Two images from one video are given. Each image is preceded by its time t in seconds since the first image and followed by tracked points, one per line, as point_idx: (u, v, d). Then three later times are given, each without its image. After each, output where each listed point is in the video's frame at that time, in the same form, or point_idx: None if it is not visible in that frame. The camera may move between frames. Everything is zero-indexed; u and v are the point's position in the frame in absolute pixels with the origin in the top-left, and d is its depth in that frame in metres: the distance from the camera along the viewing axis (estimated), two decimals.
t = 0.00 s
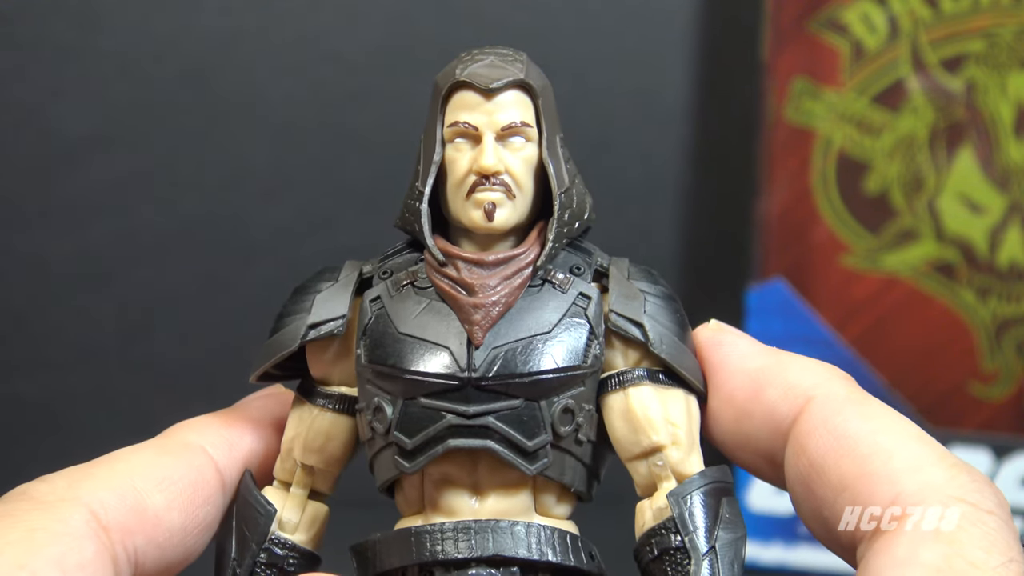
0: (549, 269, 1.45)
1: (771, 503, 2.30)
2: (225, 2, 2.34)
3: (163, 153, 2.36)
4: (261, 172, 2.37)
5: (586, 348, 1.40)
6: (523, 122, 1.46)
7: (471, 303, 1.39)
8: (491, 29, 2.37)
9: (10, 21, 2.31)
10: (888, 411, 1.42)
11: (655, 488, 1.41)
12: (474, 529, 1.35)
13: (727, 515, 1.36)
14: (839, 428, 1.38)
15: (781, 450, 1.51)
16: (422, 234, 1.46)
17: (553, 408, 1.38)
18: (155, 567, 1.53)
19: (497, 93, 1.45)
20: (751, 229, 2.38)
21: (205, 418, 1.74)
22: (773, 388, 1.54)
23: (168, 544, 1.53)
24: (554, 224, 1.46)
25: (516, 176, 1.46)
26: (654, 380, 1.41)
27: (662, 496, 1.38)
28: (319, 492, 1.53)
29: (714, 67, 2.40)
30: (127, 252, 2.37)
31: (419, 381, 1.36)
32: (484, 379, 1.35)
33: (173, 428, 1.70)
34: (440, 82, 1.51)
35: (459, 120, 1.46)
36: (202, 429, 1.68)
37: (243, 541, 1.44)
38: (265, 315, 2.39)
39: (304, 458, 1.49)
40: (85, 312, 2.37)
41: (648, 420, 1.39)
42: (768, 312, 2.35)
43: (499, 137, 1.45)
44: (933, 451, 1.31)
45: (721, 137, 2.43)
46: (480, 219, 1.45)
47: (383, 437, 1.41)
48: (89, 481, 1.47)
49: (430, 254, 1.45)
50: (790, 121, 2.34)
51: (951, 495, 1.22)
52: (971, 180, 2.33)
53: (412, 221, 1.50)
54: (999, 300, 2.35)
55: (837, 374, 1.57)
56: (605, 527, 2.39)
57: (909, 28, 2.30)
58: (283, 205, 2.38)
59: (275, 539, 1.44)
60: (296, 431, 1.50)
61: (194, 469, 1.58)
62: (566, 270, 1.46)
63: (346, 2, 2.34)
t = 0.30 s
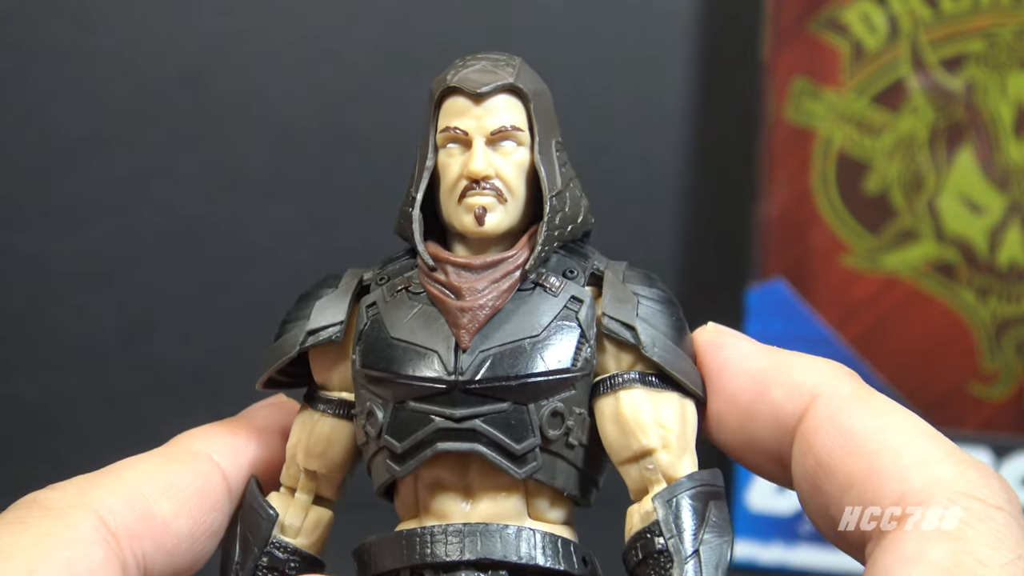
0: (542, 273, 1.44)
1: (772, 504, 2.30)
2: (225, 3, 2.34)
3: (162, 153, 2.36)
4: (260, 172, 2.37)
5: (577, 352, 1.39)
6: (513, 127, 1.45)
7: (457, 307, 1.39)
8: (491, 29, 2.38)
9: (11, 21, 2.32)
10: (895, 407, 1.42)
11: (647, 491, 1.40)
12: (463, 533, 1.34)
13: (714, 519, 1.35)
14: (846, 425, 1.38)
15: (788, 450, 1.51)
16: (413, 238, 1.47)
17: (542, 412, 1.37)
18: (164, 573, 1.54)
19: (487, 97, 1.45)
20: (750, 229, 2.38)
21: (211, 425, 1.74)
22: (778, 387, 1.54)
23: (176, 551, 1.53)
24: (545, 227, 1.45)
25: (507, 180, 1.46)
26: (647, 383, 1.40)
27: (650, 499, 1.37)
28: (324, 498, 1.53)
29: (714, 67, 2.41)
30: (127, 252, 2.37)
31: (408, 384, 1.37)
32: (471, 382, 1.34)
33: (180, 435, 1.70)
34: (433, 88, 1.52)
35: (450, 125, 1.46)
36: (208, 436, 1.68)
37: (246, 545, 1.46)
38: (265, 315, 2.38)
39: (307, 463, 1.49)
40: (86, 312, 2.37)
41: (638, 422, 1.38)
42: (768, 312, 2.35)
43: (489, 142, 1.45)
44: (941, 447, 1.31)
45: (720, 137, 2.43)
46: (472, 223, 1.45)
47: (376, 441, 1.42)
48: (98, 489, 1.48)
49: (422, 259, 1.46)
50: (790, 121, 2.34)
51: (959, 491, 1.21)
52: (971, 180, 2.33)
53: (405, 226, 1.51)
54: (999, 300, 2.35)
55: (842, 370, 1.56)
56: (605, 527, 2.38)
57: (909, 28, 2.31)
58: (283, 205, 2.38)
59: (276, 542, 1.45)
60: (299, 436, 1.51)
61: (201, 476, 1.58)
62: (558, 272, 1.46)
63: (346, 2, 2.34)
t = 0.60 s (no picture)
0: (540, 274, 1.44)
1: (772, 503, 2.30)
2: (226, 3, 2.34)
3: (162, 153, 2.36)
4: (260, 172, 2.37)
5: (572, 352, 1.38)
6: (508, 127, 1.45)
7: (451, 307, 1.39)
8: (491, 28, 2.38)
9: (11, 21, 2.32)
10: (905, 401, 1.41)
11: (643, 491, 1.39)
12: (458, 533, 1.34)
13: (706, 520, 1.35)
14: (857, 421, 1.38)
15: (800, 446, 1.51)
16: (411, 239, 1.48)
17: (536, 412, 1.36)
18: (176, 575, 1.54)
19: (483, 97, 1.45)
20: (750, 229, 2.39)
21: (222, 429, 1.74)
22: (786, 385, 1.54)
23: (188, 553, 1.53)
24: (540, 226, 1.43)
25: (504, 181, 1.46)
26: (645, 384, 1.40)
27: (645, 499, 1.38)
28: (333, 500, 1.53)
29: (714, 67, 2.41)
30: (127, 252, 2.37)
31: (403, 385, 1.37)
32: (464, 382, 1.34)
33: (191, 439, 1.70)
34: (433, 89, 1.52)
35: (447, 126, 1.47)
36: (218, 440, 1.68)
37: (255, 546, 1.46)
38: (265, 315, 2.38)
39: (313, 465, 1.50)
40: (86, 312, 2.37)
41: (632, 421, 1.37)
42: (768, 311, 2.35)
43: (486, 142, 1.45)
44: (954, 442, 1.30)
45: (721, 138, 2.43)
46: (468, 224, 1.45)
47: (374, 442, 1.42)
48: (111, 492, 1.49)
49: (418, 259, 1.47)
50: (790, 120, 2.34)
51: (973, 488, 1.21)
52: (971, 180, 2.33)
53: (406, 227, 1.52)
54: (999, 300, 2.35)
55: (850, 364, 1.55)
56: (606, 527, 2.38)
57: (909, 28, 2.31)
58: (283, 205, 2.38)
59: (283, 543, 1.45)
60: (306, 438, 1.52)
61: (212, 479, 1.58)
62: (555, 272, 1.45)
63: (346, 2, 2.34)
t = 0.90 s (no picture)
0: (542, 278, 1.43)
1: (772, 503, 2.30)
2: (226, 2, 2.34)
3: (163, 153, 2.36)
4: (260, 172, 2.37)
5: (574, 356, 1.38)
6: (509, 131, 1.44)
7: (452, 312, 1.38)
8: (491, 28, 2.38)
9: (11, 21, 2.32)
10: (908, 401, 1.41)
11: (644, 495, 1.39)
12: (460, 538, 1.34)
13: (708, 525, 1.35)
14: (859, 422, 1.38)
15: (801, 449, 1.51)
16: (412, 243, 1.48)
17: (537, 416, 1.36)
18: None
19: (483, 101, 1.45)
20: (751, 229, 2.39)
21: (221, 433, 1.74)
22: (789, 387, 1.54)
23: (190, 554, 1.53)
24: (542, 230, 1.43)
25: (505, 185, 1.46)
26: (648, 389, 1.40)
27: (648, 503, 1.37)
28: (336, 503, 1.53)
29: (715, 67, 2.40)
30: (127, 252, 2.37)
31: (404, 390, 1.37)
32: (465, 387, 1.34)
33: (194, 442, 1.70)
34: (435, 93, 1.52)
35: (448, 130, 1.47)
36: (219, 443, 1.69)
37: (258, 549, 1.46)
38: (265, 315, 2.39)
39: (315, 468, 1.50)
40: (87, 312, 2.37)
41: (634, 426, 1.37)
42: (768, 311, 2.34)
43: (486, 146, 1.45)
44: (957, 442, 1.29)
45: (721, 138, 2.42)
46: (469, 228, 1.45)
47: (376, 447, 1.42)
48: (113, 494, 1.48)
49: (418, 264, 1.46)
50: (790, 121, 2.33)
51: (976, 488, 1.20)
52: (972, 179, 2.33)
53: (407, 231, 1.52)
54: (999, 300, 2.35)
55: (853, 365, 1.55)
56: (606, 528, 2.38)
57: (909, 29, 2.31)
58: (283, 205, 2.38)
59: (284, 546, 1.45)
60: (308, 441, 1.52)
61: (214, 482, 1.58)
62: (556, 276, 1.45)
63: (346, 2, 2.34)
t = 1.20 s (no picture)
0: (542, 280, 1.43)
1: (772, 503, 2.30)
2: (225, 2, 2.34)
3: (163, 153, 2.36)
4: (260, 172, 2.37)
5: (574, 359, 1.38)
6: (509, 131, 1.44)
7: (451, 315, 1.38)
8: (491, 28, 2.37)
9: (10, 20, 2.32)
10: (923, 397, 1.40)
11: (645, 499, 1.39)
12: (459, 542, 1.34)
13: (706, 531, 1.34)
14: (874, 418, 1.37)
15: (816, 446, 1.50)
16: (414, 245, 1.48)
17: (536, 420, 1.36)
18: None
19: (483, 102, 1.44)
20: (750, 229, 2.39)
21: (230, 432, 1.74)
22: (799, 386, 1.54)
23: (200, 555, 1.53)
24: (541, 231, 1.43)
25: (505, 185, 1.45)
26: (648, 391, 1.40)
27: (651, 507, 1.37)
28: (344, 503, 1.53)
29: (715, 67, 2.40)
30: (127, 252, 2.37)
31: (404, 393, 1.38)
32: (463, 391, 1.34)
33: (203, 442, 1.70)
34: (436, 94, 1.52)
35: (448, 131, 1.46)
36: (229, 442, 1.69)
37: (265, 549, 1.47)
38: (265, 315, 2.38)
39: (322, 469, 1.50)
40: (87, 312, 2.37)
41: (634, 429, 1.37)
42: (767, 311, 2.34)
43: (487, 147, 1.45)
44: (972, 438, 1.27)
45: (721, 137, 2.42)
46: (470, 229, 1.45)
47: (376, 449, 1.43)
48: (124, 494, 1.48)
49: (419, 266, 1.46)
50: (790, 120, 2.33)
51: (992, 485, 1.18)
52: (971, 180, 2.33)
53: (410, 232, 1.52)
54: (999, 300, 2.35)
55: (865, 362, 1.55)
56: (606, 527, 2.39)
57: (909, 29, 2.31)
58: (283, 205, 2.38)
59: (292, 547, 1.45)
60: (315, 442, 1.52)
61: (224, 482, 1.59)
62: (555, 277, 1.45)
63: (345, 2, 2.34)
